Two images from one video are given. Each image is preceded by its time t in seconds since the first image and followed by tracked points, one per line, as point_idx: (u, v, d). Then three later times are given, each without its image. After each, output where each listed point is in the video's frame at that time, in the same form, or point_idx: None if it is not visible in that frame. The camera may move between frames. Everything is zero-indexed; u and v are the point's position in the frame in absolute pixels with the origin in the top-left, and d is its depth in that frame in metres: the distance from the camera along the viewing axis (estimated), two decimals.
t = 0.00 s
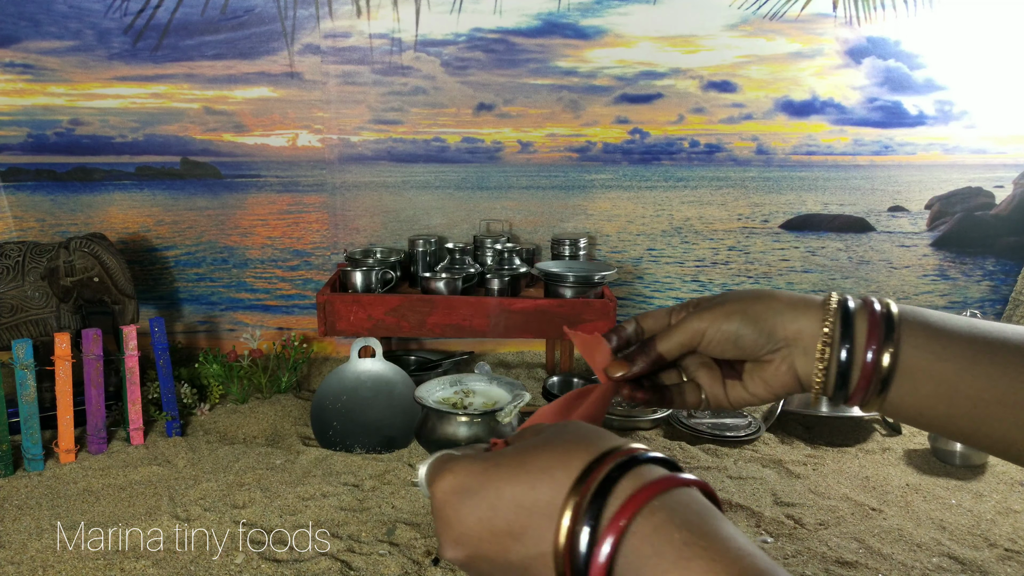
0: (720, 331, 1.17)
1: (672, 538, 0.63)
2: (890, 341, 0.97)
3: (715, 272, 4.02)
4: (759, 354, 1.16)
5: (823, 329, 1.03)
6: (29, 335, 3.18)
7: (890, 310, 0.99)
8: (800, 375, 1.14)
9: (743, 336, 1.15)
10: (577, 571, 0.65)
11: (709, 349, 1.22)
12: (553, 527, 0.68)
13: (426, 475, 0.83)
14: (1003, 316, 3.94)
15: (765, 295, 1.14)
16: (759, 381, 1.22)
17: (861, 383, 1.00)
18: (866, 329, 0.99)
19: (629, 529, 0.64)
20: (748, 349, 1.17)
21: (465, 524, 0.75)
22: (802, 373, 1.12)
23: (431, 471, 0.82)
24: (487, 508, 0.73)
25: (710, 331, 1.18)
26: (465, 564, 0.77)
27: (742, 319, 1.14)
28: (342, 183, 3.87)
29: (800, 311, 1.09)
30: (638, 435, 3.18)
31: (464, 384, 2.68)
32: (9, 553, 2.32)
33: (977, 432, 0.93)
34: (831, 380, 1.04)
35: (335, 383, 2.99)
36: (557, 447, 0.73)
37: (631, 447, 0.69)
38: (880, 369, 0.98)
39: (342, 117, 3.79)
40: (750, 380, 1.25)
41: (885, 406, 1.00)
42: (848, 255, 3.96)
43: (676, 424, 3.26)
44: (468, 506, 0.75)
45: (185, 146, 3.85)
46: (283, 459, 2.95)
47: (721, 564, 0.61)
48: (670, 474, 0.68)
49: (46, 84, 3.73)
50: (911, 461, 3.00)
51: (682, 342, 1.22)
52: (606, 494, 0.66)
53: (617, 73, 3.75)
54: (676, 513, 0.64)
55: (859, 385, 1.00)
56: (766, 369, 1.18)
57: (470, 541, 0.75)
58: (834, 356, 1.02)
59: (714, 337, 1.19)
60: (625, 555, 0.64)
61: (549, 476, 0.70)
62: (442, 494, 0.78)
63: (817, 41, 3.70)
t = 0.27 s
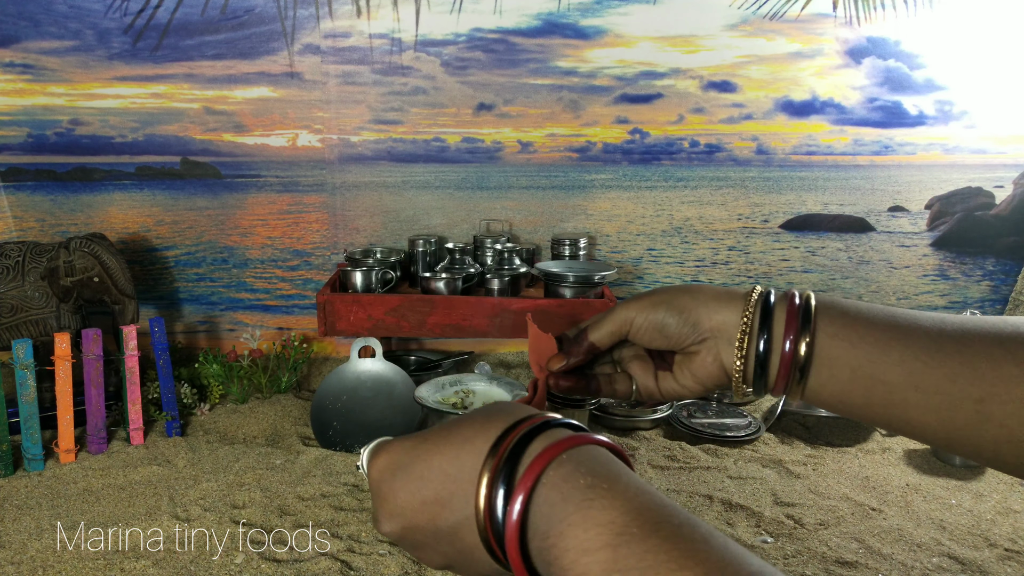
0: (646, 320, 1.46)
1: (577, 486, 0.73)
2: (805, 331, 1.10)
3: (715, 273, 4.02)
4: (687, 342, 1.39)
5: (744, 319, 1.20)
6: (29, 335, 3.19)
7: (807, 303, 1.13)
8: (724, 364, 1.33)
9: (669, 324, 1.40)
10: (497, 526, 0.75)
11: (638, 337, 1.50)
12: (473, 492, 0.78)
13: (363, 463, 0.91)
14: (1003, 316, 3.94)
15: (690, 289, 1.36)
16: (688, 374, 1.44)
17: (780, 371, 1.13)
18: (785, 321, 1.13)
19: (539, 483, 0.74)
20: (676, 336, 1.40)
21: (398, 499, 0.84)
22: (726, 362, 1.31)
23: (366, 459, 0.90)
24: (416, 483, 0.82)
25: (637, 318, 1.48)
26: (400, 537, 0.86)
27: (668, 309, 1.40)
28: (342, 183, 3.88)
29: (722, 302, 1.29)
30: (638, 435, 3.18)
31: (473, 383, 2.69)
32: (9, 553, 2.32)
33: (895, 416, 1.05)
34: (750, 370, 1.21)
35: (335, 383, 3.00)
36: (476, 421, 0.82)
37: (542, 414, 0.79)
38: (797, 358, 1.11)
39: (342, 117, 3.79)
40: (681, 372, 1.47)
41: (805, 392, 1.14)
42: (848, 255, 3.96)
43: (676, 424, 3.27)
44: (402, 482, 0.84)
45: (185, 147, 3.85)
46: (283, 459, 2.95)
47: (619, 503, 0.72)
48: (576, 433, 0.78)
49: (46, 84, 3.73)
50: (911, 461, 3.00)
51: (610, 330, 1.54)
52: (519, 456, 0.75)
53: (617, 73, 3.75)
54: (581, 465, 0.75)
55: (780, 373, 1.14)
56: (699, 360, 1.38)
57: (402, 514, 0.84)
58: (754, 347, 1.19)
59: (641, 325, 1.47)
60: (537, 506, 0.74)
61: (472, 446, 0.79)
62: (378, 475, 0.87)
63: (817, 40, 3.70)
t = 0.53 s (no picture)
0: (620, 313, 1.49)
1: (550, 443, 0.77)
2: (774, 324, 1.15)
3: (715, 272, 4.02)
4: (660, 338, 1.43)
5: (716, 312, 1.26)
6: (29, 335, 3.19)
7: (776, 296, 1.18)
8: (698, 360, 1.37)
9: (643, 320, 1.43)
10: (475, 486, 0.80)
11: (613, 330, 1.54)
12: (454, 453, 0.83)
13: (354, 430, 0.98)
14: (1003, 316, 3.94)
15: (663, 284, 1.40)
16: (663, 367, 1.49)
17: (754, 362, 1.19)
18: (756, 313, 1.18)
19: (514, 443, 0.78)
20: (650, 332, 1.43)
21: (383, 461, 0.90)
22: (699, 358, 1.36)
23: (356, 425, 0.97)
24: (400, 445, 0.88)
25: (613, 311, 1.50)
26: (385, 497, 0.92)
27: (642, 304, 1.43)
28: (342, 183, 3.88)
29: (694, 298, 1.33)
30: (638, 435, 3.18)
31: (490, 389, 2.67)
32: (9, 553, 2.32)
33: (863, 407, 1.09)
34: (725, 364, 1.27)
35: (335, 382, 3.00)
36: (459, 388, 0.88)
37: (521, 382, 0.85)
38: (767, 350, 1.16)
39: (342, 117, 3.79)
40: (655, 364, 1.51)
41: (777, 384, 1.19)
42: (848, 255, 3.96)
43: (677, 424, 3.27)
44: (388, 447, 0.89)
45: (185, 146, 3.85)
46: (283, 459, 2.95)
47: (589, 458, 0.74)
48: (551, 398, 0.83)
49: (46, 84, 3.73)
50: (911, 461, 3.00)
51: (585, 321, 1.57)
52: (496, 419, 0.80)
53: (617, 73, 3.75)
54: (555, 425, 0.79)
55: (752, 365, 1.20)
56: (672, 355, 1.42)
57: (386, 474, 0.90)
58: (727, 339, 1.24)
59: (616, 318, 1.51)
60: (512, 465, 0.78)
61: (452, 412, 0.85)
62: (365, 438, 0.93)
63: (817, 41, 3.70)
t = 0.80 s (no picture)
0: (606, 315, 1.46)
1: (547, 442, 0.77)
2: (760, 318, 1.14)
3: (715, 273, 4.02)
4: (648, 339, 1.43)
5: (705, 308, 1.25)
6: (29, 335, 3.19)
7: (762, 289, 1.17)
8: (687, 356, 1.40)
9: (629, 322, 1.43)
10: (472, 484, 0.80)
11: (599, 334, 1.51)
12: (451, 453, 0.84)
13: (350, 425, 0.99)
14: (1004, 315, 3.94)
15: (648, 282, 1.40)
16: (651, 362, 1.50)
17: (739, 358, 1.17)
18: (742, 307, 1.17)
19: (512, 442, 0.79)
20: (636, 334, 1.44)
21: (380, 457, 0.91)
22: (689, 355, 1.39)
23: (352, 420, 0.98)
24: (397, 442, 0.89)
25: (598, 315, 1.47)
26: (382, 492, 0.93)
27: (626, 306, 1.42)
28: (342, 183, 3.88)
29: (678, 296, 1.35)
30: (639, 435, 3.18)
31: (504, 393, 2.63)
32: (9, 553, 2.32)
33: (851, 402, 1.11)
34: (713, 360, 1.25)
35: (334, 382, 3.00)
36: (457, 386, 0.88)
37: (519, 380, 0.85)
38: (754, 344, 1.15)
39: (342, 117, 3.79)
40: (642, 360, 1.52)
41: (765, 377, 1.19)
42: (848, 255, 3.96)
43: (677, 424, 3.27)
44: (384, 441, 0.90)
45: (185, 147, 3.85)
46: (283, 459, 2.95)
47: (586, 457, 0.75)
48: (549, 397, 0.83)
49: (46, 84, 3.73)
50: (911, 461, 2.99)
51: (569, 327, 1.53)
52: (493, 417, 0.80)
53: (617, 73, 3.75)
54: (553, 424, 0.79)
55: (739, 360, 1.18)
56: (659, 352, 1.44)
57: (383, 470, 0.90)
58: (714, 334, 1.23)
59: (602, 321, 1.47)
60: (509, 464, 0.78)
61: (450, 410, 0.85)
62: (363, 432, 0.94)
63: (817, 41, 3.70)
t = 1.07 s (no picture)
0: (601, 317, 1.47)
1: (542, 435, 0.77)
2: (752, 311, 1.16)
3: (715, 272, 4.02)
4: (641, 335, 1.42)
5: (693, 302, 1.27)
6: (29, 335, 3.19)
7: (754, 282, 1.19)
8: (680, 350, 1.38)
9: (622, 320, 1.43)
10: (467, 477, 0.80)
11: (596, 336, 1.52)
12: (447, 446, 0.84)
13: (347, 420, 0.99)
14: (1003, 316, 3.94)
15: (641, 277, 1.40)
16: (646, 359, 1.47)
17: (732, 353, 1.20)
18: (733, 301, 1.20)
19: (507, 435, 0.79)
20: (630, 332, 1.43)
21: (376, 449, 0.91)
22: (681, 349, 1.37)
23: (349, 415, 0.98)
24: (393, 435, 0.89)
25: (592, 319, 1.48)
26: (377, 485, 0.93)
27: (619, 305, 1.42)
28: (342, 183, 3.88)
29: (670, 292, 1.35)
30: (639, 435, 3.18)
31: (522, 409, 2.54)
32: (9, 553, 2.32)
33: (844, 394, 1.11)
34: (703, 351, 1.27)
35: (334, 382, 3.00)
36: (453, 379, 0.88)
37: (516, 373, 0.85)
38: (746, 338, 1.17)
39: (342, 117, 3.79)
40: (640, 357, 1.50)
41: (757, 370, 1.20)
42: (848, 255, 3.96)
43: (677, 424, 3.27)
44: (380, 436, 0.91)
45: (185, 147, 3.85)
46: (283, 459, 2.95)
47: (581, 449, 0.74)
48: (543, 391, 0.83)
49: (46, 84, 3.73)
50: (911, 461, 3.00)
51: (566, 334, 1.54)
52: (489, 409, 0.81)
53: (617, 73, 3.75)
54: (548, 417, 0.79)
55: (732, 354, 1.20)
56: (654, 349, 1.42)
57: (379, 462, 0.91)
58: (705, 326, 1.25)
59: (598, 324, 1.48)
60: (504, 456, 0.78)
61: (446, 403, 0.86)
62: (358, 425, 0.94)
63: (817, 41, 3.70)
